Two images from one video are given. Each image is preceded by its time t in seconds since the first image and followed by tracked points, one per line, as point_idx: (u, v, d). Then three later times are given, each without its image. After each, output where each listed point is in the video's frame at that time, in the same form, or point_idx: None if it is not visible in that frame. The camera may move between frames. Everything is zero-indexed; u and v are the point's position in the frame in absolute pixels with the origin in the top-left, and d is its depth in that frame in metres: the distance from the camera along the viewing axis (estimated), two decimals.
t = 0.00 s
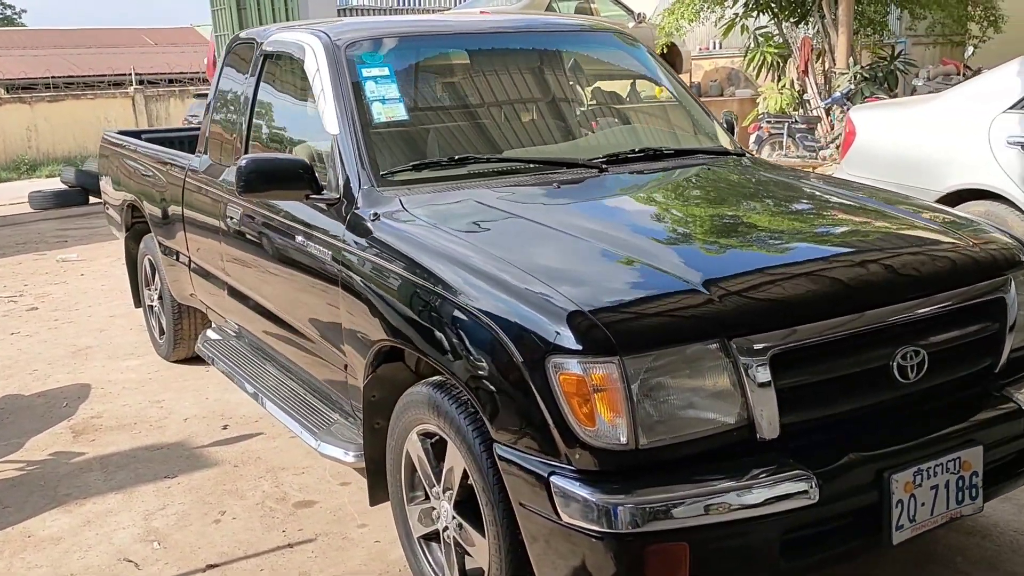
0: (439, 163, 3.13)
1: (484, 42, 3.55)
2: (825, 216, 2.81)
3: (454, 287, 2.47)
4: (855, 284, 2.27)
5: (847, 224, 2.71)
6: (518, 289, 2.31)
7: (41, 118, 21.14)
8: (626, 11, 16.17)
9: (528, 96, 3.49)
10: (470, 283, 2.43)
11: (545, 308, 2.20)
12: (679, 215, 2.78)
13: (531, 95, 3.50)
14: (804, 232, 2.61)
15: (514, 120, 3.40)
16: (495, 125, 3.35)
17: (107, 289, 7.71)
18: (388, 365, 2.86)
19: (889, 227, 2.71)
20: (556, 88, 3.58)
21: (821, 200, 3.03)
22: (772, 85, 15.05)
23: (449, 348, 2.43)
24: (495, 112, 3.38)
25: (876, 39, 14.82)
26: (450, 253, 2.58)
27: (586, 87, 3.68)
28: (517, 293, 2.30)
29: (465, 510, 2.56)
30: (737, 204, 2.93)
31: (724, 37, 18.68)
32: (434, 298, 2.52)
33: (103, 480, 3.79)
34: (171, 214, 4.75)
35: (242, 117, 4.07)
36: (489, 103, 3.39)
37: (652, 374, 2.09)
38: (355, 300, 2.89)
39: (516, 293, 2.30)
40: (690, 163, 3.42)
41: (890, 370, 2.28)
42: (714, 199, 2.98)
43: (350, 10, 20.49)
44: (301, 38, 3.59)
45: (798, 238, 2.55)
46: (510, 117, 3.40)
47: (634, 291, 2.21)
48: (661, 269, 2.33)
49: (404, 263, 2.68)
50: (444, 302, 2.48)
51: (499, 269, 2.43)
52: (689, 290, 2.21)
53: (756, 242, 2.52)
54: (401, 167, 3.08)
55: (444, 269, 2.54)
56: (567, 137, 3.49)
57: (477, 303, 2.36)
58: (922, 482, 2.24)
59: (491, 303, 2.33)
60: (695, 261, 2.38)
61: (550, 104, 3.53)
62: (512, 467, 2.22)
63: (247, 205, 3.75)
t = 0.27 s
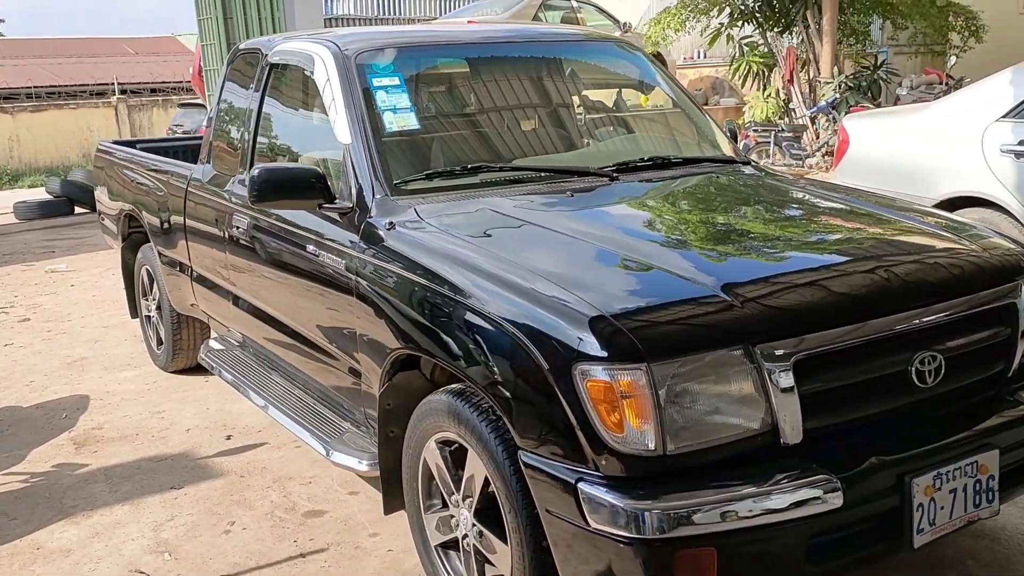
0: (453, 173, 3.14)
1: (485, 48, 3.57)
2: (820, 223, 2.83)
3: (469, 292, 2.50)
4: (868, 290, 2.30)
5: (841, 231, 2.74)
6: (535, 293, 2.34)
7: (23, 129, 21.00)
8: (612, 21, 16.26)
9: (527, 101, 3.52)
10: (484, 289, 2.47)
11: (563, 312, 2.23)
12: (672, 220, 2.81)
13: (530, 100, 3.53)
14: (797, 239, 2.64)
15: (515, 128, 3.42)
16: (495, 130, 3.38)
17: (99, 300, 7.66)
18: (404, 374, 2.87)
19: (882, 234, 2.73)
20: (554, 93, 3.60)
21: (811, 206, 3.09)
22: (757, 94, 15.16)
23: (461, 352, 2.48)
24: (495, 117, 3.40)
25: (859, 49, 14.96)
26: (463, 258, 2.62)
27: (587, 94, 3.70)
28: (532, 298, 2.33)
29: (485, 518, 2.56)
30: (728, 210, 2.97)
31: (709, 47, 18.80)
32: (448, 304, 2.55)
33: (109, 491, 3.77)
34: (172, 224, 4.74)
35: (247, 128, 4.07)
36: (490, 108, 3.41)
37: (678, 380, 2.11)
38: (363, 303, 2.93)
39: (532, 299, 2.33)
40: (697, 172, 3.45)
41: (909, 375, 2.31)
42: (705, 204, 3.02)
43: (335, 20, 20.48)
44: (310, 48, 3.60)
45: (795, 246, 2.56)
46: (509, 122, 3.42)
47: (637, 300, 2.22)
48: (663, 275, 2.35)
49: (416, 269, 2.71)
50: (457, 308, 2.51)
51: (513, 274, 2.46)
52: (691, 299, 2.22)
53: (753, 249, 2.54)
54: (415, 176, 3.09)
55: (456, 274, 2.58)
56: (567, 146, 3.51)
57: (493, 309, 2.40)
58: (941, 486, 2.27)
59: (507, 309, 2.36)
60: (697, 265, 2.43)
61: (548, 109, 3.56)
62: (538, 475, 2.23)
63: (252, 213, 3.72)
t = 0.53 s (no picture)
0: (468, 183, 3.19)
1: (484, 59, 3.61)
2: (814, 229, 2.91)
3: (488, 298, 2.57)
4: (879, 294, 2.37)
5: (835, 237, 2.80)
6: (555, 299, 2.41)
7: (8, 143, 20.91)
8: (598, 31, 16.37)
9: (525, 107, 3.53)
10: (501, 295, 2.55)
11: (583, 317, 2.30)
12: (666, 226, 2.90)
13: (529, 106, 3.55)
14: (790, 245, 2.71)
15: (516, 136, 3.44)
16: (496, 136, 3.40)
17: (96, 313, 7.65)
18: (425, 382, 2.91)
19: (876, 239, 2.80)
20: (552, 99, 3.61)
21: (802, 210, 3.18)
22: (743, 102, 15.30)
23: (473, 354, 2.57)
24: (495, 124, 3.42)
25: (843, 57, 15.12)
26: (479, 265, 2.69)
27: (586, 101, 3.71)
28: (550, 303, 2.41)
29: (510, 523, 2.61)
30: (721, 216, 3.04)
31: (694, 57, 18.94)
32: (466, 310, 2.62)
33: (122, 503, 3.79)
34: (179, 237, 4.76)
35: (257, 142, 4.11)
36: (490, 115, 3.44)
37: (704, 383, 2.17)
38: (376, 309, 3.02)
39: (551, 303, 2.40)
40: (705, 180, 3.52)
41: (924, 376, 2.38)
42: (698, 210, 3.10)
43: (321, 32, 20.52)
44: (322, 62, 3.65)
45: (792, 253, 2.62)
46: (508, 128, 3.43)
47: (642, 306, 2.29)
48: (668, 281, 2.41)
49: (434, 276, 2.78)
50: (474, 314, 2.59)
51: (530, 279, 2.54)
52: (698, 306, 2.28)
53: (751, 255, 2.61)
54: (431, 187, 3.14)
55: (473, 281, 2.65)
56: (568, 155, 3.51)
57: (512, 315, 2.47)
58: (958, 483, 2.33)
59: (527, 315, 2.43)
60: (700, 267, 2.52)
61: (547, 115, 3.56)
62: (567, 478, 2.28)
63: (267, 225, 3.77)
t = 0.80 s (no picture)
0: (477, 188, 3.23)
1: (481, 65, 3.65)
2: (805, 230, 2.97)
3: (501, 300, 2.63)
4: (885, 294, 2.43)
5: (826, 238, 2.86)
6: (569, 301, 2.46)
7: None
8: (585, 37, 16.45)
9: (523, 110, 3.57)
10: (513, 297, 2.60)
11: (598, 318, 2.35)
12: (658, 226, 2.96)
13: (526, 109, 3.58)
14: (783, 247, 2.76)
15: (514, 139, 3.48)
16: (494, 139, 3.43)
17: (92, 322, 7.64)
18: (439, 385, 2.96)
19: (869, 240, 2.86)
20: (549, 102, 3.65)
21: (791, 210, 3.25)
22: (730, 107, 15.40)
23: (479, 353, 2.65)
24: (493, 127, 3.45)
25: (828, 61, 15.24)
26: (491, 267, 2.75)
27: (585, 105, 3.75)
28: (563, 304, 2.46)
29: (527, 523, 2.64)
30: (711, 218, 3.09)
31: (680, 61, 19.04)
32: (479, 312, 2.67)
33: (131, 510, 3.80)
34: (182, 244, 4.79)
35: (263, 150, 4.14)
36: (487, 119, 3.47)
37: (723, 382, 2.21)
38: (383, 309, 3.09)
39: (566, 305, 2.45)
40: (709, 183, 3.57)
41: (932, 373, 2.43)
42: (689, 210, 3.17)
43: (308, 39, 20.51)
44: (329, 70, 3.69)
45: (787, 255, 2.67)
46: (506, 131, 3.47)
47: (648, 308, 2.34)
48: (669, 283, 2.47)
49: (445, 278, 2.83)
50: (486, 315, 2.65)
51: (542, 281, 2.60)
52: (702, 308, 2.32)
53: (747, 257, 2.66)
54: (441, 193, 3.18)
55: (485, 283, 2.71)
56: (566, 159, 3.55)
57: (526, 316, 2.52)
58: (968, 478, 2.39)
59: (540, 317, 2.49)
60: (698, 264, 2.61)
61: (544, 117, 3.59)
62: (587, 477, 2.32)
63: (278, 233, 3.78)
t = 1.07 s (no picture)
0: (484, 188, 3.23)
1: (479, 64, 3.63)
2: (799, 228, 2.96)
3: (512, 299, 2.62)
4: (894, 291, 2.44)
5: (818, 236, 2.86)
6: (582, 297, 2.47)
7: None
8: (572, 39, 16.44)
9: (520, 108, 3.56)
10: (524, 295, 2.60)
11: (611, 316, 2.36)
12: (648, 222, 2.98)
13: (523, 107, 3.57)
14: (775, 246, 2.76)
15: (510, 135, 3.45)
16: (492, 138, 3.41)
17: (83, 327, 7.58)
18: (449, 386, 2.95)
19: (863, 237, 2.86)
20: (545, 100, 3.64)
21: (783, 208, 3.25)
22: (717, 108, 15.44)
23: (481, 349, 2.68)
24: (490, 125, 3.43)
25: (815, 62, 15.30)
26: (500, 266, 2.75)
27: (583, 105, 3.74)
28: (571, 301, 2.47)
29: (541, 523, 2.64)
30: (702, 216, 3.09)
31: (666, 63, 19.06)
32: (489, 310, 2.67)
33: (133, 515, 3.77)
34: (179, 247, 4.76)
35: (263, 154, 4.12)
36: (484, 117, 3.45)
37: (741, 379, 2.21)
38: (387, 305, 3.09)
39: (579, 303, 2.45)
40: (714, 182, 3.58)
41: (946, 369, 2.44)
42: (680, 208, 3.17)
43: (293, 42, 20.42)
44: (332, 71, 3.68)
45: (782, 254, 2.67)
46: (503, 130, 3.45)
47: (653, 305, 2.34)
48: (668, 279, 2.48)
49: (455, 277, 2.83)
50: (496, 314, 2.64)
51: (552, 278, 2.60)
52: (704, 308, 2.31)
53: (742, 254, 2.67)
54: (448, 193, 3.18)
55: (495, 281, 2.70)
56: (564, 160, 3.55)
57: (539, 314, 2.52)
58: (982, 473, 2.41)
59: (552, 314, 2.48)
60: (696, 261, 2.63)
61: (541, 116, 3.59)
62: (605, 476, 2.32)
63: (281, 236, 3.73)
